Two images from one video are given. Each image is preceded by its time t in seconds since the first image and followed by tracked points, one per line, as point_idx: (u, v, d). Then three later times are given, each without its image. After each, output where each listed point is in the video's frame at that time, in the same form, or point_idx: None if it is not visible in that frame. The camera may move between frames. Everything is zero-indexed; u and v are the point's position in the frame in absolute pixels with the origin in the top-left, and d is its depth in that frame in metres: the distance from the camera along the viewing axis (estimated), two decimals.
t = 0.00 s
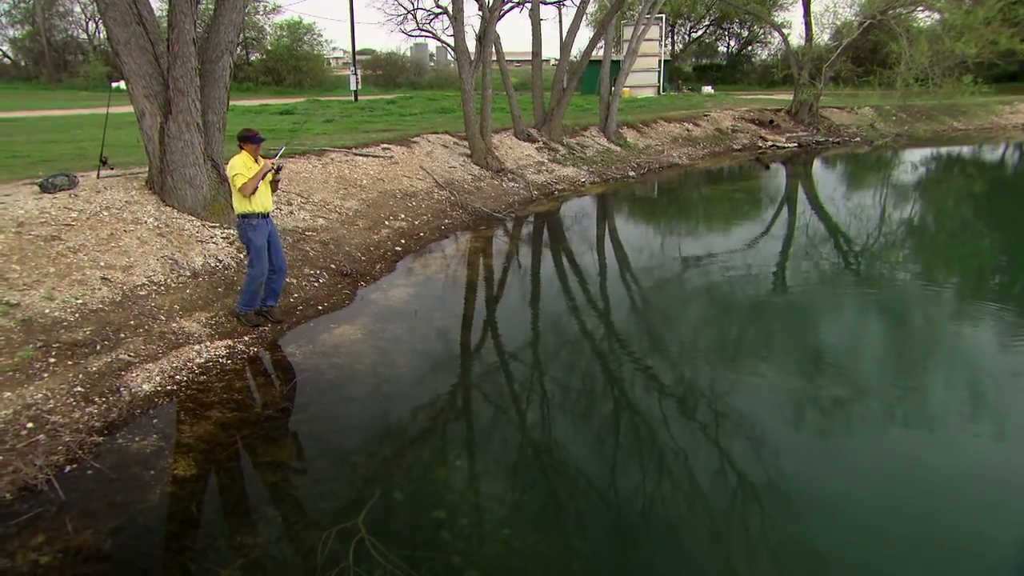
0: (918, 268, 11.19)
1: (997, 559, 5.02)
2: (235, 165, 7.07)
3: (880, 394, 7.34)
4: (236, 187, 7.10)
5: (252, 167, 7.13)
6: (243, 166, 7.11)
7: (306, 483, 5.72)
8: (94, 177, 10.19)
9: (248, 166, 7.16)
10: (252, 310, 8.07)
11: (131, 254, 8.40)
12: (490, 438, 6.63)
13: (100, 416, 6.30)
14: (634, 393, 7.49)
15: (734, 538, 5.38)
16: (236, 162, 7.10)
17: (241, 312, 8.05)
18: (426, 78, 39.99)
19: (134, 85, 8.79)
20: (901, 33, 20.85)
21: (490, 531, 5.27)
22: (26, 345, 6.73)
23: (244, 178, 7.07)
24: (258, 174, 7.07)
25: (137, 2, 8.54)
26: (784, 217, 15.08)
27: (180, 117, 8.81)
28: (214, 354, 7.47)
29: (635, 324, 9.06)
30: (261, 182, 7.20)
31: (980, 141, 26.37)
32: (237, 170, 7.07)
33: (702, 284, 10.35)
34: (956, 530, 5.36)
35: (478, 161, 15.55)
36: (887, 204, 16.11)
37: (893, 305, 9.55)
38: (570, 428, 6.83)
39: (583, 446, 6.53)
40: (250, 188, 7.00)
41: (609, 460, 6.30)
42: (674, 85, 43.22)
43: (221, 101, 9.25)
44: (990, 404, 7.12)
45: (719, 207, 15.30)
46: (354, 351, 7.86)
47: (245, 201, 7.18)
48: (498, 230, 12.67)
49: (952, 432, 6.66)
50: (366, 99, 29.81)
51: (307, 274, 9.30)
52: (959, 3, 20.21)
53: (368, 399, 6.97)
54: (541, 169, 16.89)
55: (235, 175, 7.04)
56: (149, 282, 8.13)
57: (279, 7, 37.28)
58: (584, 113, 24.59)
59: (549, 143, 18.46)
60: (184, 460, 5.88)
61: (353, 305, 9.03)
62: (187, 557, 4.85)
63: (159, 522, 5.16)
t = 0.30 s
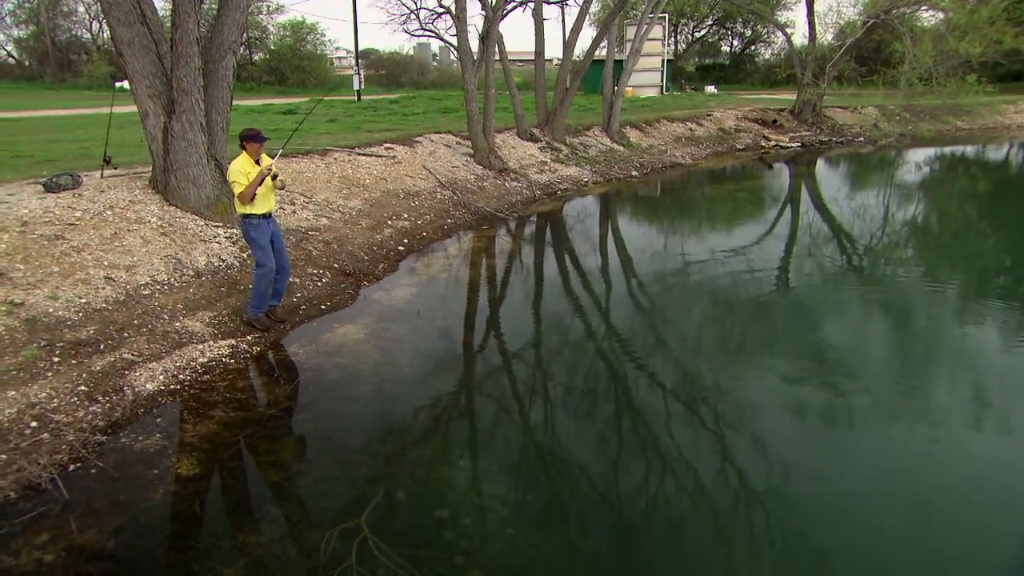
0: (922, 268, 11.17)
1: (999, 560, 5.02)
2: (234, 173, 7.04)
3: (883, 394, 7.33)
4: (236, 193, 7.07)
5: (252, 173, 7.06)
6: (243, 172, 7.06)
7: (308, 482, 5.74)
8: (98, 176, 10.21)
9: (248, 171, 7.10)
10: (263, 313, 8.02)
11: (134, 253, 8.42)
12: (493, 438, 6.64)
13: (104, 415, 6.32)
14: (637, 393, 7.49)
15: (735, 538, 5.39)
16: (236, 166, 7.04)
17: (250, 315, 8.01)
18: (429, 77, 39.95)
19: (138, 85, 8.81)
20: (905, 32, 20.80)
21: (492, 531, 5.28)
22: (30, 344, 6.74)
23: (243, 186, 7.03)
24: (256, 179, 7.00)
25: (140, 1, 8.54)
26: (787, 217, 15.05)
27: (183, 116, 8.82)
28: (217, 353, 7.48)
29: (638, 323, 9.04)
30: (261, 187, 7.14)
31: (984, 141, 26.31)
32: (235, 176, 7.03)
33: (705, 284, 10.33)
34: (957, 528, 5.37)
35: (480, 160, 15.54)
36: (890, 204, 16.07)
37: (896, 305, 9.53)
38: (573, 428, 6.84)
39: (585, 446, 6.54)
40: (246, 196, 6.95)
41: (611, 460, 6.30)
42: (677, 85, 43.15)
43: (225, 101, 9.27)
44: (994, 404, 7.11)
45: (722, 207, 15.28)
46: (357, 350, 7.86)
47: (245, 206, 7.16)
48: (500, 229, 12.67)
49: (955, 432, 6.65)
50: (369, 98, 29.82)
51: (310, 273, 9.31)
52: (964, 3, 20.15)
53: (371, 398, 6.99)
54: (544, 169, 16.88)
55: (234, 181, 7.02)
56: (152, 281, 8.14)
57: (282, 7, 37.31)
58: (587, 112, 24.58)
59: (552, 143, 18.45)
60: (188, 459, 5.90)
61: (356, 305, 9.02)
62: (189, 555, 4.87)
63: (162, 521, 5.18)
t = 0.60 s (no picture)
0: (925, 268, 11.15)
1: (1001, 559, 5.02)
2: (232, 178, 6.92)
3: (886, 394, 7.32)
4: (235, 198, 6.99)
5: (248, 177, 6.93)
6: (239, 178, 6.92)
7: (310, 482, 5.74)
8: (100, 176, 10.21)
9: (244, 175, 6.95)
10: (268, 316, 8.03)
11: (136, 253, 8.42)
12: (494, 438, 6.65)
13: (106, 414, 6.34)
14: (639, 391, 7.49)
15: (737, 538, 5.39)
16: (233, 171, 6.92)
17: (251, 316, 8.06)
18: (431, 76, 39.94)
19: (140, 85, 8.81)
20: (907, 32, 20.78)
21: (494, 531, 5.28)
22: (33, 343, 6.75)
23: (240, 192, 6.93)
24: (252, 186, 6.88)
25: (142, 1, 8.54)
26: (789, 217, 15.04)
27: (186, 116, 8.83)
28: (219, 353, 7.49)
29: (640, 323, 9.03)
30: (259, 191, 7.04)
31: (987, 140, 26.27)
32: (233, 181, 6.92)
33: (707, 284, 10.33)
34: (958, 528, 5.37)
35: (482, 160, 15.54)
36: (892, 204, 16.04)
37: (899, 304, 9.52)
38: (574, 428, 6.84)
39: (587, 447, 6.55)
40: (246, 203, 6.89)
41: (613, 461, 6.31)
42: (679, 85, 43.15)
43: (227, 101, 9.27)
44: (997, 404, 7.10)
45: (724, 207, 15.27)
46: (358, 350, 7.86)
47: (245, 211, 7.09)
48: (502, 229, 12.67)
49: (958, 431, 6.65)
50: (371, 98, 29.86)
51: (312, 273, 9.31)
52: (966, 3, 20.11)
53: (372, 398, 7.01)
54: (545, 168, 16.88)
55: (233, 187, 6.92)
56: (154, 281, 8.14)
57: (284, 7, 37.36)
58: (589, 112, 24.58)
59: (553, 143, 18.44)
60: (190, 459, 5.92)
61: (358, 305, 9.03)
62: (191, 555, 4.88)
63: (164, 520, 5.19)
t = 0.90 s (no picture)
0: (928, 267, 11.14)
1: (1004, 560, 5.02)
2: (233, 181, 6.91)
3: (889, 394, 7.30)
4: (238, 199, 6.99)
5: (249, 178, 6.91)
6: (240, 179, 6.90)
7: (313, 481, 5.76)
8: (104, 175, 10.23)
9: (245, 176, 6.93)
10: (271, 316, 7.98)
11: (140, 252, 8.43)
12: (497, 437, 6.66)
13: (109, 413, 6.36)
14: (641, 391, 7.47)
15: (739, 539, 5.38)
16: (233, 172, 6.90)
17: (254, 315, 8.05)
18: (434, 75, 39.85)
19: (144, 84, 8.81)
20: (911, 32, 20.74)
21: (497, 530, 5.30)
22: (36, 343, 6.77)
23: (242, 194, 6.92)
24: (253, 187, 6.86)
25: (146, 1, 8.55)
26: (793, 216, 15.03)
27: (188, 116, 8.84)
28: (222, 352, 7.49)
29: (642, 322, 9.00)
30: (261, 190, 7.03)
31: (991, 139, 26.22)
32: (235, 183, 6.91)
33: (710, 283, 10.31)
34: (962, 528, 5.35)
35: (485, 159, 15.54)
36: (896, 203, 16.02)
37: (902, 304, 9.51)
38: (576, 428, 6.83)
39: (589, 447, 6.55)
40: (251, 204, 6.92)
41: (616, 461, 6.30)
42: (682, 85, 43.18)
43: (230, 99, 9.28)
44: (1000, 404, 7.09)
45: (728, 206, 15.26)
46: (361, 349, 7.86)
47: (248, 213, 7.07)
48: (505, 229, 12.67)
49: (961, 432, 6.64)
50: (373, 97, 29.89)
51: (315, 272, 9.29)
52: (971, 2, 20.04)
53: (375, 398, 7.02)
54: (549, 168, 16.87)
55: (235, 189, 6.91)
56: (157, 280, 8.14)
57: (287, 6, 37.42)
58: (592, 111, 24.57)
59: (557, 142, 18.43)
60: (193, 458, 5.95)
61: (360, 304, 9.02)
62: (195, 554, 4.89)
63: (167, 518, 5.21)
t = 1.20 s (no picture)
0: (937, 265, 11.05)
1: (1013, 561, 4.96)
2: (235, 178, 6.90)
3: (896, 393, 7.23)
4: (241, 198, 6.97)
5: (251, 174, 6.92)
6: (242, 176, 6.91)
7: (316, 481, 5.72)
8: (105, 173, 10.19)
9: (247, 173, 6.95)
10: (273, 315, 7.86)
11: (141, 250, 8.39)
12: (500, 437, 6.62)
13: (111, 412, 6.32)
14: (646, 390, 7.41)
15: (745, 539, 5.33)
16: (235, 169, 6.92)
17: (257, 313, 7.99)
18: (437, 71, 39.77)
19: (145, 80, 8.77)
20: (920, 27, 20.59)
21: (500, 530, 5.26)
22: (37, 341, 6.73)
23: (245, 191, 6.91)
24: (255, 183, 6.85)
25: None
26: (800, 214, 14.94)
27: (190, 112, 8.79)
28: (224, 350, 7.42)
29: (647, 320, 8.93)
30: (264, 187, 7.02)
31: (1001, 136, 26.06)
32: (236, 181, 6.91)
33: (716, 281, 10.23)
34: (968, 528, 5.30)
35: (488, 156, 15.48)
36: (904, 201, 15.92)
37: (910, 301, 9.44)
38: (579, 428, 6.78)
39: (594, 447, 6.51)
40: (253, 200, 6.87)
41: (620, 461, 6.26)
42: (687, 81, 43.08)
43: (231, 96, 9.24)
44: (1009, 403, 7.02)
45: (734, 204, 15.17)
46: (364, 348, 7.79)
47: (250, 210, 7.02)
48: (509, 227, 12.60)
49: (970, 430, 6.57)
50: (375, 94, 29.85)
51: (317, 270, 9.23)
52: None
53: (378, 397, 6.98)
54: (553, 165, 16.80)
55: (237, 187, 6.90)
56: (158, 278, 8.09)
57: (289, 2, 37.40)
58: (596, 108, 24.50)
59: (561, 139, 18.37)
60: (195, 457, 5.91)
61: (362, 303, 8.92)
62: (196, 553, 4.86)
63: (169, 518, 5.17)
